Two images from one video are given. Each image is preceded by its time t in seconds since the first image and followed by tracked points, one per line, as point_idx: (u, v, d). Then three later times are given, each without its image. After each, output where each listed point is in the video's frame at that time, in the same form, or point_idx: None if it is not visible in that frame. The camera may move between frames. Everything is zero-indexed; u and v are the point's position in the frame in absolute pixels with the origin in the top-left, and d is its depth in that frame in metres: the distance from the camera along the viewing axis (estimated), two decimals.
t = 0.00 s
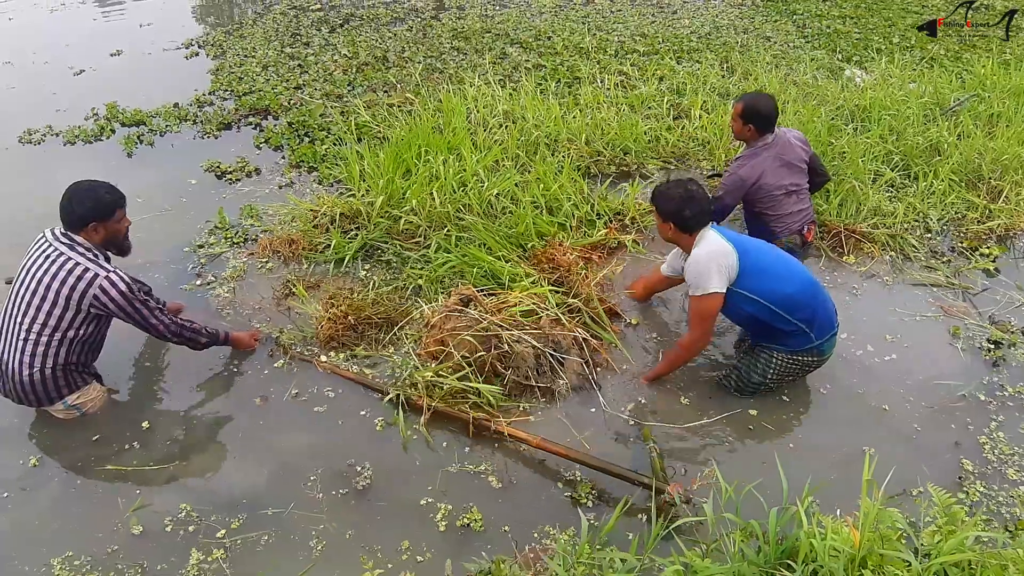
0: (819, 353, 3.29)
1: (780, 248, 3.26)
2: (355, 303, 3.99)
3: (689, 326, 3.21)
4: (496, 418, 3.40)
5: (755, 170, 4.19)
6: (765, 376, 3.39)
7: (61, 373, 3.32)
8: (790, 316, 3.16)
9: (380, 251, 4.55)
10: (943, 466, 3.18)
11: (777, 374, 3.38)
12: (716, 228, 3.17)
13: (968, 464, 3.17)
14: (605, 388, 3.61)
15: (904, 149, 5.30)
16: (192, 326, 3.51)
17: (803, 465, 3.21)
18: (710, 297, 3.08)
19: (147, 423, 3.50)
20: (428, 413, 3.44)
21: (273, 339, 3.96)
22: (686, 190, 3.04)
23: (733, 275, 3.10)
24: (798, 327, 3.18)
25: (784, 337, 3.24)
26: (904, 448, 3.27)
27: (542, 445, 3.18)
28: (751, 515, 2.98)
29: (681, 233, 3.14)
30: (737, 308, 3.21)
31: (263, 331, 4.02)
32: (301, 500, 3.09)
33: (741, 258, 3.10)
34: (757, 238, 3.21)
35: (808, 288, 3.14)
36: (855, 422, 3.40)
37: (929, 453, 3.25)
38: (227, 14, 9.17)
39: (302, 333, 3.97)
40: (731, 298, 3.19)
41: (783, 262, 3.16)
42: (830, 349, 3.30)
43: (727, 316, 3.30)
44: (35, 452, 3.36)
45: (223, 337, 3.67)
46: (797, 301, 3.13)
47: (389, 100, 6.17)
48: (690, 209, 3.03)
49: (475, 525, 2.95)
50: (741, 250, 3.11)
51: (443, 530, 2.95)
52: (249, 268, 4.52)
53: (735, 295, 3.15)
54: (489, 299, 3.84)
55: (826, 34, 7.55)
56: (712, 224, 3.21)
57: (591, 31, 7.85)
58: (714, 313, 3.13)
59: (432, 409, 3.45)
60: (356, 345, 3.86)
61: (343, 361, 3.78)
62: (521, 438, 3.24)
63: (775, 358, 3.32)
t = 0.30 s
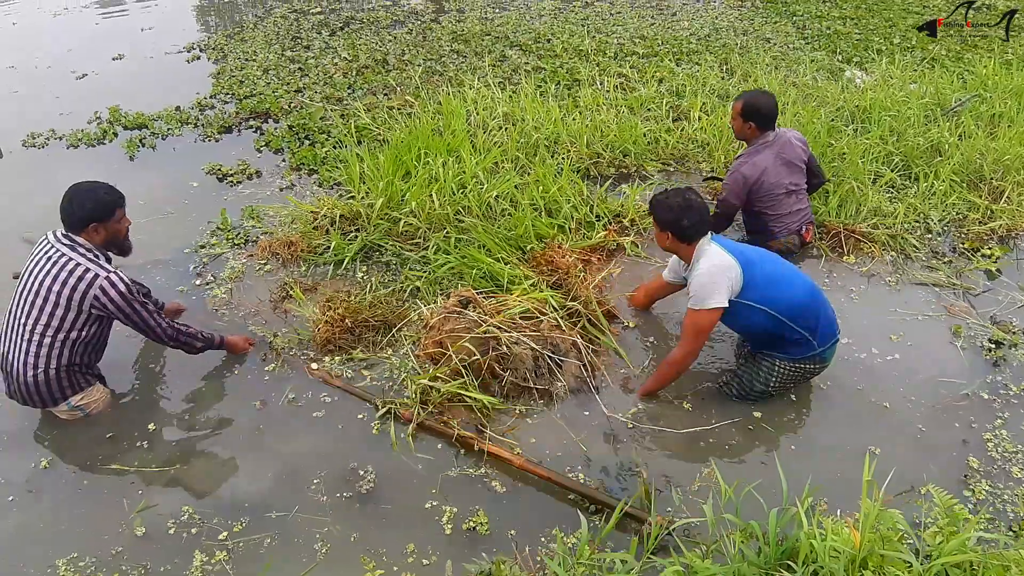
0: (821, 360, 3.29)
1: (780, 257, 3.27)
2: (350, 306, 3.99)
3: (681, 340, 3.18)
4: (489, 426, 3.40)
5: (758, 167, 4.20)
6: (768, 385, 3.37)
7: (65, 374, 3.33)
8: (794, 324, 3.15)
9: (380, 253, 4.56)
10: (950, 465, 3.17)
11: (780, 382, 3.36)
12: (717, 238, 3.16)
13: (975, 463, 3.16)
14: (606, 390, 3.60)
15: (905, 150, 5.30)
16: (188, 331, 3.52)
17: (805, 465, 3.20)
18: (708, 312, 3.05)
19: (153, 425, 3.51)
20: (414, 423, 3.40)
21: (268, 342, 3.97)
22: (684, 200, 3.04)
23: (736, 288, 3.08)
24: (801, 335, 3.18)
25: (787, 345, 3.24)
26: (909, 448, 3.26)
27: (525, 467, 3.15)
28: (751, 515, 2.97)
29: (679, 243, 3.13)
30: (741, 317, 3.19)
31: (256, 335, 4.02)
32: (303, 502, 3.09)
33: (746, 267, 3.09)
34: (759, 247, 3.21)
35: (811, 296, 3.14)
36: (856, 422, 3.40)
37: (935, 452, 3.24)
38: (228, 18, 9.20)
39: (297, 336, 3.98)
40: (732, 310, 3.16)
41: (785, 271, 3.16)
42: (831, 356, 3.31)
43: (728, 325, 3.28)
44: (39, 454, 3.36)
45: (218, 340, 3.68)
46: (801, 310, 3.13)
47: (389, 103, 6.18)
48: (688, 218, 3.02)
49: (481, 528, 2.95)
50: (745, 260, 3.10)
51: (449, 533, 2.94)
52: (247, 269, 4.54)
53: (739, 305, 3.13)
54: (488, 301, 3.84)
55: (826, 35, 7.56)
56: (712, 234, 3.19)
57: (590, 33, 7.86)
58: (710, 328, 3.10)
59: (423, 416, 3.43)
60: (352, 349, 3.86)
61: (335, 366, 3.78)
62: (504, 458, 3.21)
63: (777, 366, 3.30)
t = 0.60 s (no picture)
0: (821, 362, 3.30)
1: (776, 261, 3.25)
2: (347, 309, 3.98)
3: (685, 357, 3.12)
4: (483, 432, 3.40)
5: (772, 163, 4.22)
6: (771, 391, 3.35)
7: (68, 375, 3.33)
8: (796, 329, 3.14)
9: (380, 257, 4.56)
10: (953, 465, 3.17)
11: (782, 387, 3.34)
12: (715, 245, 3.10)
13: (978, 463, 3.16)
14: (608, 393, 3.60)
15: (904, 152, 5.30)
16: (189, 331, 3.52)
17: (806, 467, 3.19)
18: (712, 329, 2.98)
19: (161, 429, 3.51)
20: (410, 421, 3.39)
21: (267, 344, 3.99)
22: (677, 211, 2.97)
23: (741, 302, 3.02)
24: (802, 340, 3.18)
25: (788, 351, 3.22)
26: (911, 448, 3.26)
27: (515, 476, 3.08)
28: (752, 517, 2.96)
29: (674, 255, 3.07)
30: (743, 326, 3.14)
31: (257, 338, 4.04)
32: (306, 506, 3.08)
33: (749, 275, 3.04)
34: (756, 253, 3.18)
35: (811, 301, 3.14)
36: (858, 424, 3.39)
37: (938, 452, 3.24)
38: (229, 23, 9.23)
39: (294, 340, 3.98)
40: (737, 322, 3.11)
41: (785, 276, 3.14)
42: (829, 358, 3.33)
43: (729, 334, 3.23)
44: (41, 457, 3.36)
45: (218, 341, 3.69)
46: (802, 315, 3.12)
47: (390, 106, 6.19)
48: (682, 229, 2.97)
49: (489, 533, 2.94)
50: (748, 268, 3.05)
51: (456, 538, 2.93)
52: (247, 272, 4.55)
53: (742, 315, 3.08)
54: (488, 305, 3.80)
55: (826, 37, 7.57)
56: (709, 242, 3.12)
57: (590, 37, 7.88)
58: (713, 344, 3.05)
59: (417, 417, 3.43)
60: (349, 353, 3.86)
61: (331, 371, 3.78)
62: (495, 467, 3.15)
63: (779, 372, 3.28)
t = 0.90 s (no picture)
0: (822, 365, 3.31)
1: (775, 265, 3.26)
2: (344, 312, 3.99)
3: (676, 367, 3.10)
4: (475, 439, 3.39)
5: (798, 162, 4.22)
6: (774, 395, 3.36)
7: (68, 376, 3.34)
8: (798, 332, 3.14)
9: (381, 260, 4.57)
10: (958, 465, 3.18)
11: (784, 391, 3.35)
12: (716, 251, 3.09)
13: (984, 461, 3.18)
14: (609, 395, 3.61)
15: (904, 156, 5.32)
16: (184, 332, 3.53)
17: (808, 470, 3.19)
18: (712, 340, 2.98)
19: (165, 432, 3.51)
20: (402, 425, 3.40)
21: (262, 346, 4.00)
22: (677, 218, 2.96)
23: (742, 312, 3.02)
24: (804, 343, 3.18)
25: (791, 354, 3.22)
26: (914, 449, 3.27)
27: (502, 489, 3.09)
28: (754, 520, 2.96)
29: (675, 261, 3.07)
30: (746, 331, 3.13)
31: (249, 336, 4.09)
32: (306, 509, 3.08)
33: (751, 281, 3.03)
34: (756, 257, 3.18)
35: (811, 304, 3.15)
36: (859, 426, 3.39)
37: (941, 452, 3.25)
38: (230, 26, 9.25)
39: (293, 343, 3.98)
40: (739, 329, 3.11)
41: (786, 280, 3.14)
42: (830, 360, 3.34)
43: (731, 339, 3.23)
44: (41, 460, 3.36)
45: (213, 343, 3.72)
46: (803, 318, 3.13)
47: (391, 109, 6.20)
48: (683, 235, 2.96)
49: (494, 538, 2.93)
50: (750, 275, 3.04)
51: (461, 543, 2.92)
52: (246, 274, 4.56)
53: (744, 323, 3.07)
54: (489, 308, 3.83)
55: (826, 41, 7.59)
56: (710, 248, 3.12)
57: (590, 41, 7.89)
58: (710, 354, 3.05)
59: (411, 421, 3.44)
60: (347, 356, 3.86)
61: (329, 374, 3.78)
62: (481, 478, 3.14)
63: (781, 376, 3.28)
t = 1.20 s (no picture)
0: (817, 368, 3.31)
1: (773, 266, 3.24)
2: (341, 315, 3.99)
3: (668, 370, 3.07)
4: (466, 445, 3.37)
5: (803, 168, 4.23)
6: (769, 398, 3.36)
7: (67, 378, 3.34)
8: (794, 336, 3.14)
9: (381, 262, 4.57)
10: (961, 465, 3.19)
11: (779, 394, 3.35)
12: (712, 253, 3.08)
13: (987, 459, 3.19)
14: (608, 398, 3.61)
15: (904, 158, 5.32)
16: (179, 335, 3.53)
17: (808, 473, 3.18)
18: (705, 344, 2.96)
19: (167, 436, 3.50)
20: (392, 428, 3.40)
21: (256, 349, 4.00)
22: (674, 218, 2.94)
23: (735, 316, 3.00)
24: (800, 347, 3.18)
25: (787, 358, 3.22)
26: (917, 449, 3.27)
27: (489, 496, 3.08)
28: (754, 523, 2.96)
29: (671, 263, 3.05)
30: (741, 333, 3.13)
31: (244, 339, 4.09)
32: (306, 514, 3.08)
33: (746, 284, 3.02)
34: (754, 259, 3.17)
35: (808, 307, 3.14)
36: (859, 428, 3.39)
37: (944, 454, 3.24)
38: (231, 29, 9.26)
39: (291, 346, 3.98)
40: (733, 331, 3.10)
41: (782, 282, 3.13)
42: (826, 364, 3.33)
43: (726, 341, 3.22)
44: (41, 464, 3.36)
45: (208, 346, 3.70)
46: (800, 322, 3.12)
47: (391, 112, 6.21)
48: (679, 236, 2.94)
49: (498, 544, 2.92)
50: (745, 278, 3.02)
51: (465, 549, 2.91)
52: (245, 276, 4.57)
53: (738, 325, 3.06)
54: (485, 312, 3.88)
55: (826, 43, 7.60)
56: (706, 249, 3.10)
57: (590, 43, 7.90)
58: (703, 357, 3.03)
59: (402, 425, 3.44)
60: (343, 358, 3.86)
61: (324, 377, 3.78)
62: (468, 485, 3.13)
63: (776, 379, 3.29)
